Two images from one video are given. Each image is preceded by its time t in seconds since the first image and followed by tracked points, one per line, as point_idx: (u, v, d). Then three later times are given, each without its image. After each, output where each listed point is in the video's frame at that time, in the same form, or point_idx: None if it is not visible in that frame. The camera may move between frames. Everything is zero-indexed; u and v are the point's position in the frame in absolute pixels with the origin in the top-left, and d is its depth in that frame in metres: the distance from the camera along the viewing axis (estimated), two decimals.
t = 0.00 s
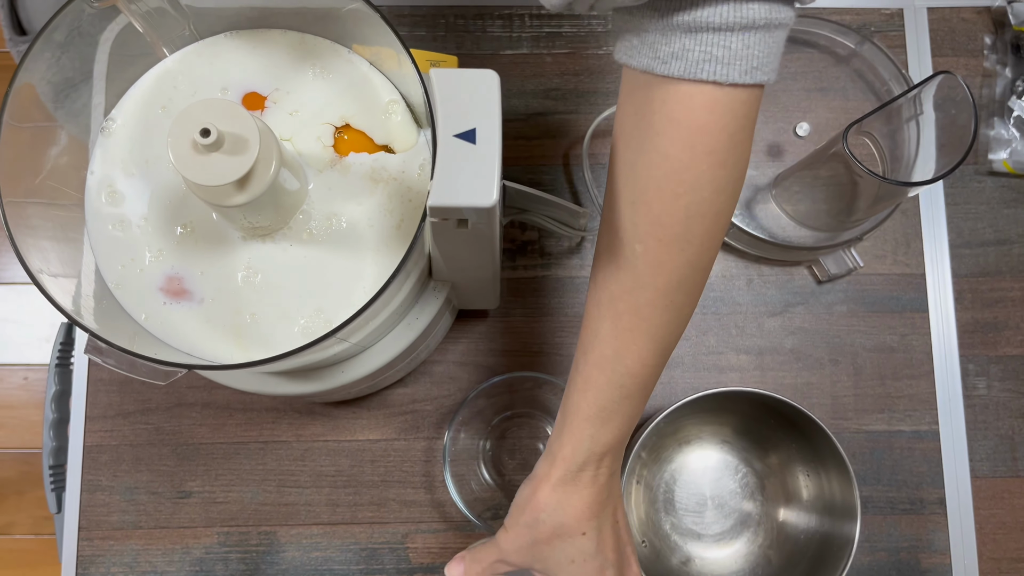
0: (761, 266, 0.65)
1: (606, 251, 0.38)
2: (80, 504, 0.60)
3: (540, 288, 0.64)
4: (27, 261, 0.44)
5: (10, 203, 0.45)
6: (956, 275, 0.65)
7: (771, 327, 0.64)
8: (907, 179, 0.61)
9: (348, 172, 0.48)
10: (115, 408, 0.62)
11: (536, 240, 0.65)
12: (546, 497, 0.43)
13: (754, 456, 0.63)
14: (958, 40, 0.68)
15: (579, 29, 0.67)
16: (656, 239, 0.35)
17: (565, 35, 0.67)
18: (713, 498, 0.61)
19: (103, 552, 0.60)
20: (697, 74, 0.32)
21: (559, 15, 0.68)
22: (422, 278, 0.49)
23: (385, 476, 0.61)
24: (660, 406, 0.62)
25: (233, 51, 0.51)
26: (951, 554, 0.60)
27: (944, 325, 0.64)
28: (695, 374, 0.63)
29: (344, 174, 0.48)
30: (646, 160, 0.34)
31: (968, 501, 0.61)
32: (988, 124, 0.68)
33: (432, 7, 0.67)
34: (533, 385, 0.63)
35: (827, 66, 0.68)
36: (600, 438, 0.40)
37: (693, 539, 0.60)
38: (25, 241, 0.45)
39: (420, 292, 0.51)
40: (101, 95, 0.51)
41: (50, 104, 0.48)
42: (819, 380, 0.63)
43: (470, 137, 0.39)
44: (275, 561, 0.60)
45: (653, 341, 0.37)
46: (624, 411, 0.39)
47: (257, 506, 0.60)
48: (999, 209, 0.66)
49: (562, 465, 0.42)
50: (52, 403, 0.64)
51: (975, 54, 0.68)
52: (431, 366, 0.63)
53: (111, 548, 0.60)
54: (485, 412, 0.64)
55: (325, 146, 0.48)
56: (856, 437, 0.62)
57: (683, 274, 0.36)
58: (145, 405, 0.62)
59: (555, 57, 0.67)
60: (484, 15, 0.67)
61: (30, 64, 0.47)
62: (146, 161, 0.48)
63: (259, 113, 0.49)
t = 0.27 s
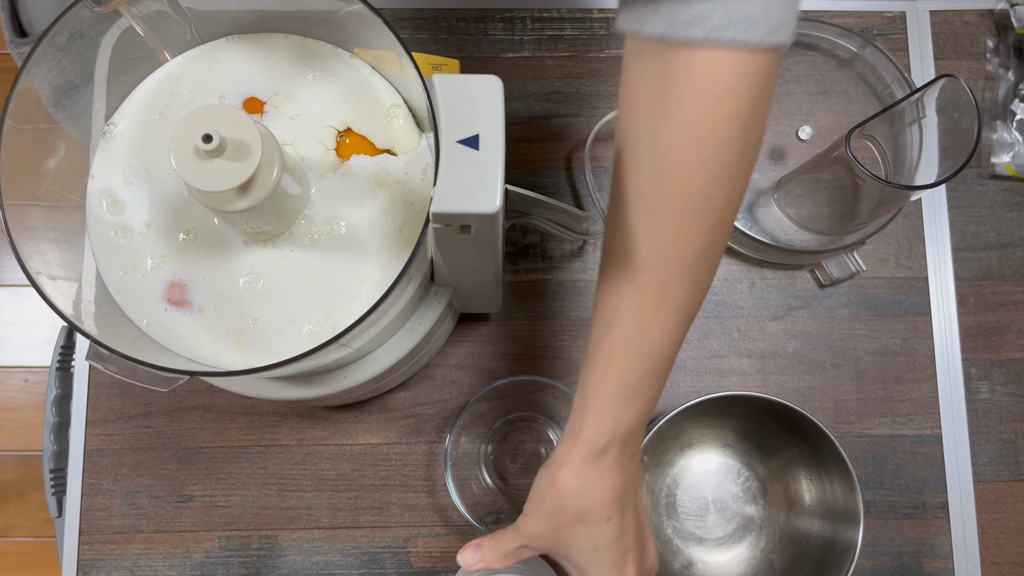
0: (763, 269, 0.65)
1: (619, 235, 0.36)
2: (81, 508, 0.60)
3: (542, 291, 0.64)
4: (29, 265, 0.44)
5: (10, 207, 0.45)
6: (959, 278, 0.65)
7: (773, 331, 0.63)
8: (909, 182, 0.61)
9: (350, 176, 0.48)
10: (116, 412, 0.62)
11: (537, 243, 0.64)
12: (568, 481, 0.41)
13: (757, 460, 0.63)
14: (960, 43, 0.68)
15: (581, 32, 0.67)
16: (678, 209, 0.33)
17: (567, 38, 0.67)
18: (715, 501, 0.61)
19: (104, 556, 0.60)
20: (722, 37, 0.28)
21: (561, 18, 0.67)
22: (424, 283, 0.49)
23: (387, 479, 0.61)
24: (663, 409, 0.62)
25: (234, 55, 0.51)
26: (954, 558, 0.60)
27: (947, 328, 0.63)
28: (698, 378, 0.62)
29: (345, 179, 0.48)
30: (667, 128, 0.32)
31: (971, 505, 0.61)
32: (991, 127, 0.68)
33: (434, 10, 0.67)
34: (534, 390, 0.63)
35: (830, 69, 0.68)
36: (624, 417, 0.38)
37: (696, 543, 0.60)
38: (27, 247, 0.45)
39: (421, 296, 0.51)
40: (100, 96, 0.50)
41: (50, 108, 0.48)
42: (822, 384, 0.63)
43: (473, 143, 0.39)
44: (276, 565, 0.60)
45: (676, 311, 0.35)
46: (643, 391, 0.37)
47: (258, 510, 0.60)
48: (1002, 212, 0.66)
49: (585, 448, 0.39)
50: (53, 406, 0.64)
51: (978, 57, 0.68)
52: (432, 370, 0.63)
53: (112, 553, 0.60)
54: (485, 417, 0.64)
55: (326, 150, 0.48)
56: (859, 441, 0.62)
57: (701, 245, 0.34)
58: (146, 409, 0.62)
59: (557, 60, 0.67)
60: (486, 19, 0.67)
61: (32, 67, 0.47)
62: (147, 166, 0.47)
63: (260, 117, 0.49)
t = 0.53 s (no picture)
0: (764, 271, 0.65)
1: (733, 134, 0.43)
2: (80, 510, 0.60)
3: (542, 293, 0.64)
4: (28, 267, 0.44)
5: (9, 207, 0.45)
6: (960, 280, 0.64)
7: (774, 333, 0.63)
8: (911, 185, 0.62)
9: (350, 178, 0.47)
10: (115, 413, 0.62)
11: (537, 246, 0.64)
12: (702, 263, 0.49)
13: (758, 463, 0.62)
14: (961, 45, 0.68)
15: (581, 34, 0.67)
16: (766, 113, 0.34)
17: (567, 40, 0.67)
18: (716, 504, 0.61)
19: (104, 558, 0.59)
20: None
21: (562, 20, 0.67)
22: (424, 285, 0.49)
23: (387, 482, 0.61)
24: (663, 412, 0.62)
25: (234, 56, 0.50)
26: (955, 561, 0.59)
27: (948, 331, 0.63)
28: (698, 380, 0.62)
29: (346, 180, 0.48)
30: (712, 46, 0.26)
31: (973, 508, 0.61)
32: (992, 129, 0.67)
33: (434, 11, 0.67)
34: (533, 393, 0.63)
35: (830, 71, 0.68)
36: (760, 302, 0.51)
37: (697, 545, 0.60)
38: (27, 249, 0.45)
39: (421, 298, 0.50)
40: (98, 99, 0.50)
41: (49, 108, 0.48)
42: (823, 387, 0.63)
43: (474, 145, 0.39)
44: (276, 567, 0.59)
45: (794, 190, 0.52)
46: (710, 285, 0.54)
47: (258, 512, 0.60)
48: (1003, 215, 0.66)
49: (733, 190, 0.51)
50: (53, 408, 0.64)
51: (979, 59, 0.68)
52: (432, 371, 0.63)
53: (111, 555, 0.60)
54: (486, 419, 0.64)
55: (326, 151, 0.48)
56: (860, 444, 0.62)
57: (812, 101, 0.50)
58: (146, 411, 0.62)
59: (557, 61, 0.67)
60: (487, 20, 0.67)
61: (33, 69, 0.46)
62: (147, 167, 0.47)
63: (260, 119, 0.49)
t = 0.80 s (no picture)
0: (764, 273, 0.65)
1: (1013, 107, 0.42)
2: (81, 510, 0.60)
3: (542, 293, 0.64)
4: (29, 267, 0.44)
5: (11, 208, 0.45)
6: (959, 281, 0.65)
7: (774, 334, 0.63)
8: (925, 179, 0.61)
9: (351, 179, 0.48)
10: (116, 414, 0.62)
11: (537, 246, 0.64)
12: None
13: (758, 464, 0.62)
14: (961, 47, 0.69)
15: (582, 35, 0.67)
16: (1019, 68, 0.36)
17: (568, 41, 0.67)
18: (716, 504, 0.61)
19: (104, 559, 0.59)
20: None
21: (563, 21, 0.68)
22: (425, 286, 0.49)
23: (388, 482, 0.61)
24: (663, 412, 0.62)
25: (236, 57, 0.50)
26: (955, 562, 0.59)
27: (949, 332, 0.63)
28: (699, 380, 0.62)
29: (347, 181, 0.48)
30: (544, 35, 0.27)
31: (973, 508, 0.61)
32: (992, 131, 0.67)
33: (435, 12, 0.67)
34: (534, 393, 0.63)
35: (830, 73, 0.68)
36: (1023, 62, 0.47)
37: (696, 545, 0.60)
38: (28, 250, 0.45)
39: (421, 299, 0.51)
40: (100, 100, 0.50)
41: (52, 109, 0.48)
42: (823, 387, 0.63)
43: (475, 146, 0.39)
44: (277, 567, 0.59)
45: None
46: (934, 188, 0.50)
47: (258, 512, 0.60)
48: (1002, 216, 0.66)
49: None
50: (53, 408, 0.64)
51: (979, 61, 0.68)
52: (433, 372, 0.63)
53: (112, 555, 0.60)
54: (486, 419, 0.64)
55: (327, 152, 0.48)
56: (860, 444, 0.62)
57: None
58: (146, 411, 0.62)
59: (558, 62, 0.67)
60: (488, 21, 0.67)
61: (34, 70, 0.46)
62: (148, 168, 0.47)
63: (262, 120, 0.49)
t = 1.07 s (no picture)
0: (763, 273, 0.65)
1: None
2: (80, 510, 0.60)
3: (542, 293, 0.64)
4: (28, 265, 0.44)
5: (11, 207, 0.45)
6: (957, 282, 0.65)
7: (773, 334, 0.64)
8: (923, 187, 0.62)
9: (350, 178, 0.48)
10: (115, 413, 0.62)
11: (538, 247, 0.65)
12: None
13: (756, 463, 0.62)
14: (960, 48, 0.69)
15: (582, 35, 0.67)
16: None
17: (567, 41, 0.67)
18: (714, 504, 0.61)
19: (104, 558, 0.60)
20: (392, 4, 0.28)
21: (562, 21, 0.68)
22: (423, 285, 0.49)
23: (387, 482, 0.61)
24: (662, 412, 0.62)
25: (236, 57, 0.50)
26: (952, 561, 0.60)
27: (946, 332, 0.63)
28: (698, 380, 0.62)
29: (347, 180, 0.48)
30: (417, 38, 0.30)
31: (970, 508, 0.61)
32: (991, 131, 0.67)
33: (435, 12, 0.67)
34: (534, 393, 0.63)
35: (829, 73, 0.68)
36: None
37: (695, 545, 0.60)
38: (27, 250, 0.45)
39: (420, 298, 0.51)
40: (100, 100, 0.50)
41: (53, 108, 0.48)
42: (822, 387, 0.63)
43: (474, 145, 0.39)
44: (276, 567, 0.60)
45: None
46: None
47: (258, 512, 0.60)
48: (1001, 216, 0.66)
49: None
50: (53, 408, 0.64)
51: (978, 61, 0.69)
52: (432, 372, 0.63)
53: (112, 554, 0.60)
54: (485, 419, 0.64)
55: (326, 151, 0.48)
56: (858, 444, 0.62)
57: None
58: (146, 411, 0.62)
59: (558, 62, 0.67)
60: (488, 21, 0.67)
61: (33, 69, 0.47)
62: (148, 168, 0.47)
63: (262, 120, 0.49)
